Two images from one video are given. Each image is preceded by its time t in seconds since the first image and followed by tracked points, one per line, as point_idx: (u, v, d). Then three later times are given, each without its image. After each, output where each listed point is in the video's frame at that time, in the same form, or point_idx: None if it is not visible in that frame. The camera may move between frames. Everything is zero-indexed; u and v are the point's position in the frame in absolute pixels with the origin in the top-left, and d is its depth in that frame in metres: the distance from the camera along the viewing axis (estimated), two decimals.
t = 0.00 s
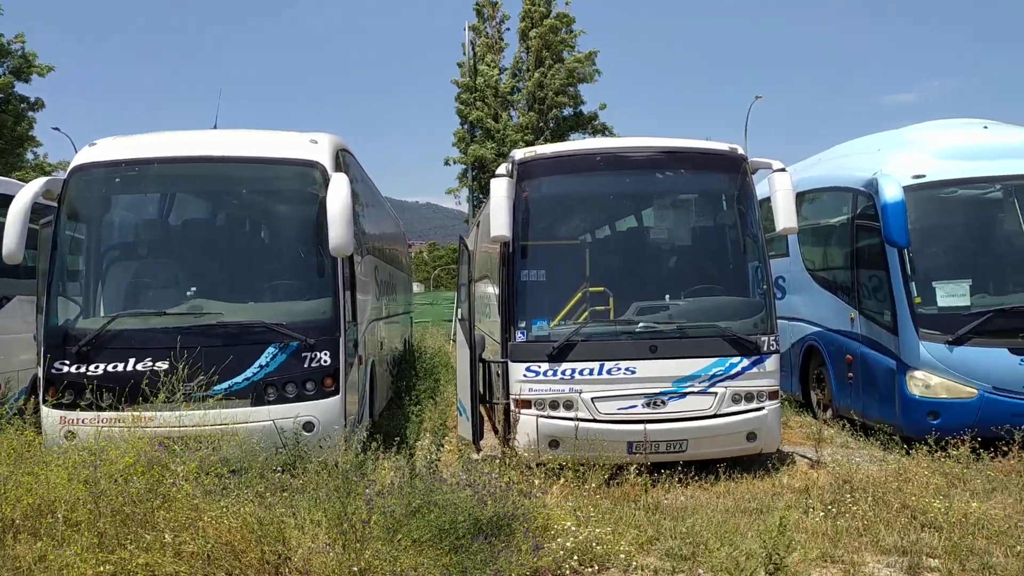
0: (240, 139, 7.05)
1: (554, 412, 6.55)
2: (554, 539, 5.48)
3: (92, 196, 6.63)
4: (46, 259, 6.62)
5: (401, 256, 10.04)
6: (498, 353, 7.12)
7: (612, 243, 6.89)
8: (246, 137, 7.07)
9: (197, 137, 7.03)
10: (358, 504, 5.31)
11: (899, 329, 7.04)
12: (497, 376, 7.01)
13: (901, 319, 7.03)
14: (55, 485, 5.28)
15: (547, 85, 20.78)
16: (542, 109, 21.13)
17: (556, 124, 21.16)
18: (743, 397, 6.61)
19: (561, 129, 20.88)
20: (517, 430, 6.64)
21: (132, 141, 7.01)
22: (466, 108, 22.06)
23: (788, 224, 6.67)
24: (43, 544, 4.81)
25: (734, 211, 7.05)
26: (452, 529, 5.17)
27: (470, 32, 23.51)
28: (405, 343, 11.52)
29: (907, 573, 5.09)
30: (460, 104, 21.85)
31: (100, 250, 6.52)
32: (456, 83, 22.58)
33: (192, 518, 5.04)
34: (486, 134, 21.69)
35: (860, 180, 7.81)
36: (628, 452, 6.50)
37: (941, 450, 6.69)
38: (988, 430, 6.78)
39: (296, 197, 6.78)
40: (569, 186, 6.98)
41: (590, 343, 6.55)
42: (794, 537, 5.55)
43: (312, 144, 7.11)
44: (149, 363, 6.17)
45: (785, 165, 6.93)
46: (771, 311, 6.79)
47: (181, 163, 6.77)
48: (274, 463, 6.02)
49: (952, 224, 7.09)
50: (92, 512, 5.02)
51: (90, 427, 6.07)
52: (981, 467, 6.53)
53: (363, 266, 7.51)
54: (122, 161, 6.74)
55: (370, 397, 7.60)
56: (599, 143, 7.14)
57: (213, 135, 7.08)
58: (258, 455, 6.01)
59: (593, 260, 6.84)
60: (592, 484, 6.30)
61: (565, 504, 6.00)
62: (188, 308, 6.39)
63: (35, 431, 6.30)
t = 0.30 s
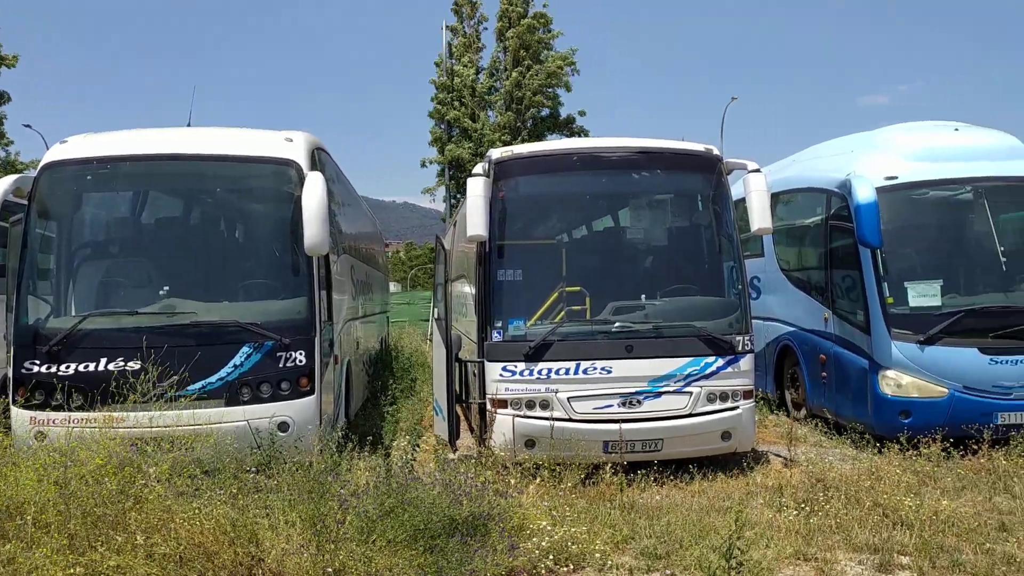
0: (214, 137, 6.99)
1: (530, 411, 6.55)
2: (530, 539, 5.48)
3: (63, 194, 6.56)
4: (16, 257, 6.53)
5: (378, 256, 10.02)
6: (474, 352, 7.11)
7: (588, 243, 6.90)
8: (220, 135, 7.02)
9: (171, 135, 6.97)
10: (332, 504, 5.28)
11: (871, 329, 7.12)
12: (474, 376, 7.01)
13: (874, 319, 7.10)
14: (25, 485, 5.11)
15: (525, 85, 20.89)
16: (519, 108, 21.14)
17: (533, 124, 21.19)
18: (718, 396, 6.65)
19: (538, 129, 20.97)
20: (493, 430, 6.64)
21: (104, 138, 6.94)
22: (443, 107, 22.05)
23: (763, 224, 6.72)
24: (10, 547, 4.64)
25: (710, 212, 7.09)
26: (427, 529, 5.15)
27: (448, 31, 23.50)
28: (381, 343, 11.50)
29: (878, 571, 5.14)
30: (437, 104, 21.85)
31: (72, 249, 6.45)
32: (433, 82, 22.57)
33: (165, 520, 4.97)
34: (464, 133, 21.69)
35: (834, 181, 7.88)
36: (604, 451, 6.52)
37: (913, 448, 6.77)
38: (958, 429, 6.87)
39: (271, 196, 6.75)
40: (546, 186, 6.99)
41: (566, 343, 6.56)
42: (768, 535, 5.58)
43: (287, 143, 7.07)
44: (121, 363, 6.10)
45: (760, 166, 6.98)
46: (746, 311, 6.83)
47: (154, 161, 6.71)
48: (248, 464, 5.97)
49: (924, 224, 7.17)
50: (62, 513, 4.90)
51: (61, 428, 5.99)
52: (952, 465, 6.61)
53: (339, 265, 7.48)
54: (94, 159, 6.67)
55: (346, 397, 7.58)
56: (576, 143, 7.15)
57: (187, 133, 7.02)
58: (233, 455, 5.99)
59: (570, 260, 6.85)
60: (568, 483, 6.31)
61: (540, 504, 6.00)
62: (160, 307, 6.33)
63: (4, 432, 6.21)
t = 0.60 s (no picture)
0: (187, 137, 6.94)
1: (506, 413, 6.56)
2: (504, 540, 5.48)
3: (33, 193, 6.48)
4: None
5: (354, 257, 10.00)
6: (450, 354, 7.12)
7: (564, 245, 6.93)
8: (193, 135, 6.97)
9: (144, 134, 6.91)
10: (305, 507, 5.26)
11: (843, 331, 7.19)
12: (449, 377, 7.00)
13: (846, 321, 7.18)
14: None
15: (503, 86, 21.02)
16: (497, 110, 21.34)
17: (510, 126, 21.32)
18: (693, 398, 6.70)
19: (516, 131, 21.08)
20: (468, 431, 6.63)
21: (75, 137, 6.86)
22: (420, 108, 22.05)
23: (737, 227, 6.78)
24: None
25: (685, 214, 7.14)
26: (400, 531, 5.08)
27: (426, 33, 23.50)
28: (357, 344, 11.49)
29: (849, 570, 5.20)
30: (415, 105, 21.85)
31: (42, 249, 6.37)
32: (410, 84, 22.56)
33: (135, 523, 4.92)
34: (441, 134, 21.70)
35: (808, 185, 7.96)
36: (579, 453, 6.53)
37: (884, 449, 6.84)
38: (928, 430, 6.96)
39: (245, 196, 6.72)
40: (522, 188, 6.99)
41: (542, 344, 6.57)
42: (741, 536, 5.62)
43: (261, 143, 7.03)
44: (92, 364, 6.04)
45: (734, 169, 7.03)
46: (720, 313, 6.88)
47: (126, 161, 6.65)
48: (220, 466, 5.92)
49: (895, 228, 7.26)
50: (30, 517, 4.81)
51: (30, 430, 5.91)
52: (922, 466, 6.70)
53: (315, 266, 7.45)
54: (65, 158, 6.60)
55: (321, 399, 7.56)
56: (552, 145, 7.17)
57: (160, 132, 6.96)
58: (206, 458, 5.98)
59: (546, 262, 6.87)
60: (542, 485, 6.33)
61: (515, 506, 6.00)
62: (132, 308, 6.27)
63: None
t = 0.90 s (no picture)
0: (162, 137, 6.88)
1: (483, 416, 6.55)
2: (480, 543, 5.47)
3: (4, 193, 6.39)
4: None
5: (331, 258, 9.96)
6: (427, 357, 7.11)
7: (541, 248, 6.94)
8: (168, 135, 6.91)
9: (117, 134, 6.84)
10: (279, 510, 5.22)
11: (818, 334, 7.27)
12: (426, 380, 6.99)
13: (820, 325, 7.24)
14: None
15: (481, 89, 21.05)
16: (475, 112, 21.33)
17: (488, 129, 21.35)
18: (669, 400, 6.73)
19: (494, 134, 21.12)
20: (445, 434, 6.62)
21: (47, 136, 6.78)
22: (398, 110, 22.00)
23: (713, 231, 6.81)
24: None
25: (662, 218, 7.18)
26: (377, 535, 5.06)
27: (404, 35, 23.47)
28: (333, 346, 11.43)
29: (823, 571, 5.24)
30: (392, 107, 21.80)
31: (12, 249, 6.28)
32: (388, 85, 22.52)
33: (107, 527, 4.85)
34: (419, 136, 21.67)
35: (783, 189, 8.03)
36: (555, 455, 6.54)
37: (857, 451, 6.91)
38: (900, 432, 7.04)
39: (221, 197, 6.68)
40: (500, 190, 7.00)
41: (519, 347, 6.57)
42: (717, 538, 5.64)
43: (237, 144, 6.99)
44: (64, 366, 5.96)
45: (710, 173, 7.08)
46: (696, 316, 6.93)
47: (100, 161, 6.58)
48: (194, 470, 5.86)
49: (868, 232, 7.34)
50: None
51: None
52: (894, 468, 6.77)
53: (291, 268, 7.42)
54: (37, 157, 6.52)
55: (297, 402, 7.52)
56: (530, 148, 7.18)
57: (134, 132, 6.90)
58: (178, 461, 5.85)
59: (524, 264, 6.88)
60: (519, 487, 6.32)
61: (492, 508, 5.99)
62: (105, 310, 6.20)
63: None
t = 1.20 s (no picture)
0: (141, 137, 6.84)
1: (463, 417, 6.55)
2: (460, 544, 5.46)
3: None
4: None
5: (311, 260, 9.91)
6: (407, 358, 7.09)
7: (522, 250, 6.95)
8: (147, 135, 6.86)
9: (95, 134, 6.79)
10: (257, 512, 5.20)
11: (797, 336, 7.32)
12: (406, 382, 6.98)
13: (799, 327, 7.30)
14: None
15: (463, 91, 21.05)
16: (457, 114, 21.32)
17: (470, 131, 21.36)
18: (649, 402, 6.75)
19: (476, 136, 21.12)
20: (425, 436, 6.61)
21: (23, 136, 6.71)
22: (379, 111, 21.95)
23: (693, 233, 6.85)
24: None
25: (642, 221, 7.21)
26: (355, 535, 5.01)
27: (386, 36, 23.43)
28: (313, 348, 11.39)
29: (800, 572, 5.28)
30: (374, 108, 21.75)
31: None
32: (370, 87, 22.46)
33: (82, 530, 4.81)
34: (401, 138, 21.63)
35: (762, 192, 8.09)
36: (535, 457, 6.55)
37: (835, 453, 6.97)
38: (877, 434, 7.10)
39: (200, 197, 6.64)
40: (481, 192, 7.00)
41: (500, 349, 6.58)
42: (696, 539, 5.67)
43: (216, 144, 6.96)
44: (39, 368, 5.90)
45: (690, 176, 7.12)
46: (676, 319, 6.96)
47: (77, 160, 6.53)
48: (171, 473, 5.82)
49: (846, 236, 7.41)
50: None
51: None
52: (872, 469, 6.83)
53: (270, 269, 7.38)
54: (13, 157, 6.45)
55: (277, 404, 7.48)
56: (511, 150, 7.19)
57: (112, 132, 6.85)
58: (153, 464, 5.82)
59: (504, 266, 6.89)
60: (499, 489, 6.32)
61: (472, 510, 5.99)
62: (82, 311, 6.15)
63: None
